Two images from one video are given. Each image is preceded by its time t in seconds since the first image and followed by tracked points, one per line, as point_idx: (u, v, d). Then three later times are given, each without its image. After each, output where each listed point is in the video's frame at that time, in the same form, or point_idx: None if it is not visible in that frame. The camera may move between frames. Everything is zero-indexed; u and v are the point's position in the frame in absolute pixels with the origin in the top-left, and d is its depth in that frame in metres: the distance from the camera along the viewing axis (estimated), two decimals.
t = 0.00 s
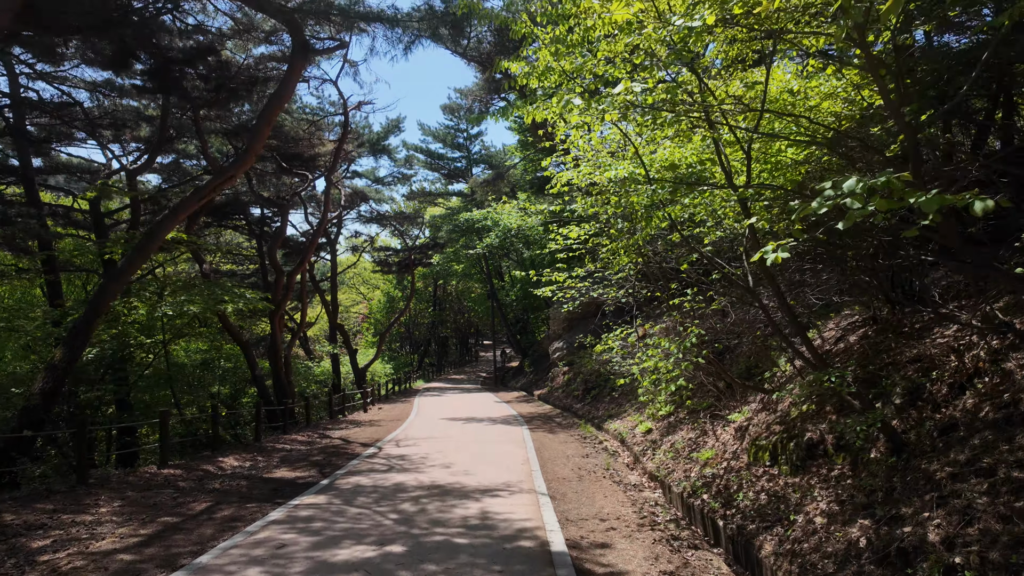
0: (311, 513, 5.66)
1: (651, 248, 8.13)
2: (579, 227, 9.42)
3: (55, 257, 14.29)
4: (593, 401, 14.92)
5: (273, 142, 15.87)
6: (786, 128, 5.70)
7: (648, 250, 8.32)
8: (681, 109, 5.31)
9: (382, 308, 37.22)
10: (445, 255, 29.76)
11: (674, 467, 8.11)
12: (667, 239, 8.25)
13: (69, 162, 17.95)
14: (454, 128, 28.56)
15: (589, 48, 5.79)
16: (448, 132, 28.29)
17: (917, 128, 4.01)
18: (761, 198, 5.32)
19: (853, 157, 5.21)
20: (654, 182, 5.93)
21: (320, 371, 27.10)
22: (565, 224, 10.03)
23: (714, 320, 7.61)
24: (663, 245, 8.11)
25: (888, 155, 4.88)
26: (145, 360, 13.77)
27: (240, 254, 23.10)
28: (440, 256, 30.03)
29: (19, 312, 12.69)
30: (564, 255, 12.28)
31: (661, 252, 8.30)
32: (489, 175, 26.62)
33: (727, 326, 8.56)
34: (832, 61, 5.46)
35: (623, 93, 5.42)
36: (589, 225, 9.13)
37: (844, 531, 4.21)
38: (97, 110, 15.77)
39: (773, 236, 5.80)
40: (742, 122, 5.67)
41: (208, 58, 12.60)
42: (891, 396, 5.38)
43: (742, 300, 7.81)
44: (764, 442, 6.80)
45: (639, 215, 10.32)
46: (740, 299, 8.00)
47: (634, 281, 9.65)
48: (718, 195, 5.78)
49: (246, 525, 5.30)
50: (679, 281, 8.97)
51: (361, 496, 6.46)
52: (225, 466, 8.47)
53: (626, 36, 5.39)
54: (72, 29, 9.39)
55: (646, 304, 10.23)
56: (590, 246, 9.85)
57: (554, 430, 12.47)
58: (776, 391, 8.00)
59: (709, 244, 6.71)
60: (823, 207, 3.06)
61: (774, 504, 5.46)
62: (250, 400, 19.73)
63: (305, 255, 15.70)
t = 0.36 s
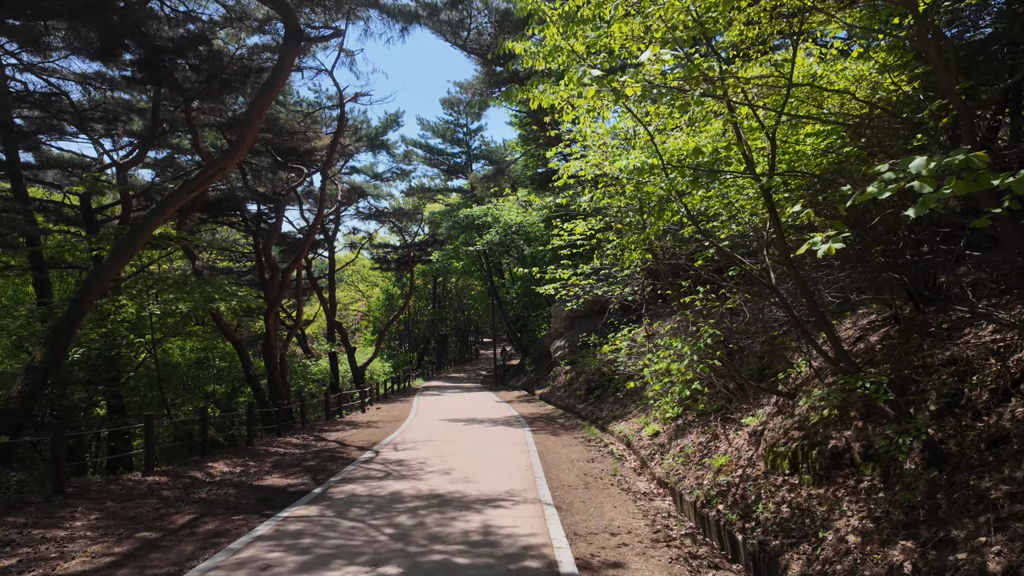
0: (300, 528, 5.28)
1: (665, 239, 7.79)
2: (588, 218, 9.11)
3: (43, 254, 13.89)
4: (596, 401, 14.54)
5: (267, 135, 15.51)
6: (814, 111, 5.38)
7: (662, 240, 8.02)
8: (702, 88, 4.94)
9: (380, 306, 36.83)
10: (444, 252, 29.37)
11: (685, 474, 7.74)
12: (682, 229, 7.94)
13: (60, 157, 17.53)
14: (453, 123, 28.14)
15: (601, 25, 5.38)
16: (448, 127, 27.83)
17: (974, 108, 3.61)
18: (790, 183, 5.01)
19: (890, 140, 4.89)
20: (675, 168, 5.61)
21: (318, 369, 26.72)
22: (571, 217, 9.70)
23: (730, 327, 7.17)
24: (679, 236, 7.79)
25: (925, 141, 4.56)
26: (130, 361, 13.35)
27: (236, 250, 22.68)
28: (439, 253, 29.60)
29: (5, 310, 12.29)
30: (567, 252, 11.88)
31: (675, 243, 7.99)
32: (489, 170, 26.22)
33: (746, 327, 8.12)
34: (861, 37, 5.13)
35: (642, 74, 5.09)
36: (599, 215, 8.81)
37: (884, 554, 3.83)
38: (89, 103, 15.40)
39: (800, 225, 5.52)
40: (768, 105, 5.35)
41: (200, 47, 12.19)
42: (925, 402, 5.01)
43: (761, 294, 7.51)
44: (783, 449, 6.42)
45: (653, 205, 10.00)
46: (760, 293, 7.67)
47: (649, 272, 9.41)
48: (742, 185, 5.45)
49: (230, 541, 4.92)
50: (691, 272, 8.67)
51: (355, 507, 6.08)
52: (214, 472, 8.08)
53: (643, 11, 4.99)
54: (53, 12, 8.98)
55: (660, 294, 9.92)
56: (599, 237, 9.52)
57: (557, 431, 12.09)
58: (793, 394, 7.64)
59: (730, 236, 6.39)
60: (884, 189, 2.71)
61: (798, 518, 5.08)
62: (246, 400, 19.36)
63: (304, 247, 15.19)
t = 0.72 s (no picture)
0: (282, 540, 4.86)
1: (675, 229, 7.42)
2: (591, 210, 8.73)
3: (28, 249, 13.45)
4: (598, 401, 14.14)
5: (259, 126, 15.21)
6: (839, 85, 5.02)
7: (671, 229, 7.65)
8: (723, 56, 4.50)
9: (378, 304, 36.45)
10: (443, 250, 28.96)
11: (694, 478, 7.33)
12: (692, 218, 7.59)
13: (48, 151, 17.09)
14: (452, 119, 27.73)
15: None
16: (446, 123, 27.41)
17: None
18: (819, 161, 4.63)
19: (927, 114, 4.52)
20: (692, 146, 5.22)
21: (314, 368, 26.35)
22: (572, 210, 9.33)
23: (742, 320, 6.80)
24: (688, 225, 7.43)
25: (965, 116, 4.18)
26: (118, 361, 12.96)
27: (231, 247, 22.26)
28: (438, 250, 29.19)
29: None
30: (569, 247, 11.44)
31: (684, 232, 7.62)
32: (488, 166, 25.82)
33: (758, 322, 7.72)
34: (885, 3, 4.79)
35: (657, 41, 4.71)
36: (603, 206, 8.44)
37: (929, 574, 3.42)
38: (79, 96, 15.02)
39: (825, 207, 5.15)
40: (791, 78, 4.98)
41: (187, 34, 11.75)
42: (961, 402, 4.59)
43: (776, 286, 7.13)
44: (801, 453, 6.01)
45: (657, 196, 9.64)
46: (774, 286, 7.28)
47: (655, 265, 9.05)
48: (764, 165, 5.07)
49: (204, 556, 4.51)
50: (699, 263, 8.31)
51: (344, 516, 5.66)
52: (198, 477, 7.67)
53: None
54: None
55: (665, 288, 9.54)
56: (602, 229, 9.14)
57: (558, 432, 11.68)
58: (809, 393, 7.23)
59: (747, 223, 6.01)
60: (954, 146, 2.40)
61: (824, 529, 4.67)
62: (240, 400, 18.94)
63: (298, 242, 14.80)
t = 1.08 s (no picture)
0: (266, 558, 4.48)
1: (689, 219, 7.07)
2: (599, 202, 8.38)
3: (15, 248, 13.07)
4: (602, 403, 13.77)
5: (254, 120, 14.90)
6: (873, 64, 4.67)
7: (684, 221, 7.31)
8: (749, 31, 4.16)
9: (378, 304, 36.06)
10: (443, 249, 28.57)
11: (707, 487, 6.95)
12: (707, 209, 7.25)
13: (39, 147, 16.71)
14: (452, 116, 27.35)
15: None
16: (447, 119, 27.03)
17: None
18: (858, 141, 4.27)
19: (970, 94, 4.18)
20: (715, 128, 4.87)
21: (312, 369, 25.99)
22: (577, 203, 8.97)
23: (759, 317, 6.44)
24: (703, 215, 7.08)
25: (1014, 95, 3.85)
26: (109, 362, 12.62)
27: (227, 245, 21.88)
28: (438, 249, 28.82)
29: None
30: (574, 245, 11.06)
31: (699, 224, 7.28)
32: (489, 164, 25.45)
33: (775, 321, 7.34)
34: None
35: (679, 12, 4.35)
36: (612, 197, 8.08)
37: None
38: (72, 90, 14.71)
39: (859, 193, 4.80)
40: (820, 58, 4.65)
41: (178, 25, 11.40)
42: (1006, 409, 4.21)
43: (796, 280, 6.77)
44: (824, 462, 5.63)
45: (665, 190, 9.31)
46: (793, 281, 6.92)
47: (664, 261, 8.69)
48: (794, 147, 4.72)
49: None
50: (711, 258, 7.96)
51: (336, 529, 5.28)
52: (184, 484, 7.27)
53: None
54: None
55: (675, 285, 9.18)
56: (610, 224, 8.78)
57: (562, 436, 11.29)
58: (829, 397, 6.84)
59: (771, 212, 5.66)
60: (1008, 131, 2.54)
61: (857, 548, 4.28)
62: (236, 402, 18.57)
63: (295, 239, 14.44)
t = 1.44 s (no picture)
0: None
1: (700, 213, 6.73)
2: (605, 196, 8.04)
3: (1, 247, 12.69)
4: (605, 407, 13.40)
5: (245, 117, 14.55)
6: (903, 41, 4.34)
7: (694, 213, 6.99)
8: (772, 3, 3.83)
9: (376, 305, 35.67)
10: (442, 249, 28.20)
11: (719, 498, 6.57)
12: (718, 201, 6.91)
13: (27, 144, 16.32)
14: (452, 113, 26.99)
15: None
16: (446, 117, 26.66)
17: None
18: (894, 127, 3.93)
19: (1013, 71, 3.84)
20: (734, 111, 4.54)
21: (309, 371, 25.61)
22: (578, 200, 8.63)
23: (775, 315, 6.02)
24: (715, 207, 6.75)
25: None
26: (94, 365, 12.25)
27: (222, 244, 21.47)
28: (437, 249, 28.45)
29: None
30: (578, 242, 10.67)
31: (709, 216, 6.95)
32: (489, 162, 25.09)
33: (791, 322, 6.94)
34: None
35: None
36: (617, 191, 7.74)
37: None
38: (62, 86, 14.36)
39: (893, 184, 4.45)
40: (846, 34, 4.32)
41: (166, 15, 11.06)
42: None
43: (813, 277, 6.43)
44: (846, 473, 5.25)
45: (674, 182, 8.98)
46: (809, 280, 6.58)
47: (670, 259, 8.34)
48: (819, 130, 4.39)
49: None
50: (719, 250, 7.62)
51: (323, 547, 4.91)
52: (166, 495, 6.90)
53: None
54: None
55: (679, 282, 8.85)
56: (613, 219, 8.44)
57: (563, 440, 10.90)
58: (847, 402, 6.47)
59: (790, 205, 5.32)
60: None
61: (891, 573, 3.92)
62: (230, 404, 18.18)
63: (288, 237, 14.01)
